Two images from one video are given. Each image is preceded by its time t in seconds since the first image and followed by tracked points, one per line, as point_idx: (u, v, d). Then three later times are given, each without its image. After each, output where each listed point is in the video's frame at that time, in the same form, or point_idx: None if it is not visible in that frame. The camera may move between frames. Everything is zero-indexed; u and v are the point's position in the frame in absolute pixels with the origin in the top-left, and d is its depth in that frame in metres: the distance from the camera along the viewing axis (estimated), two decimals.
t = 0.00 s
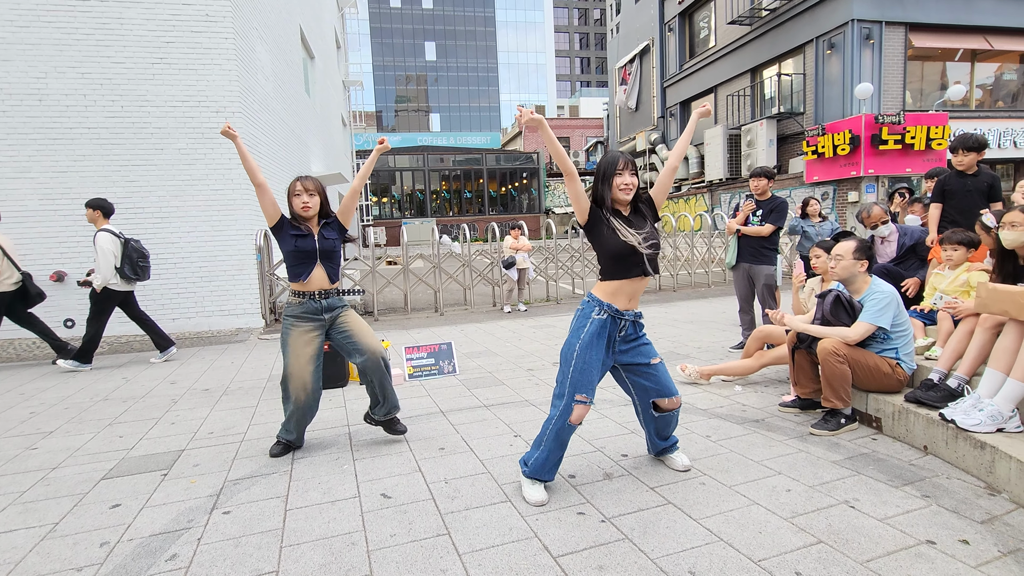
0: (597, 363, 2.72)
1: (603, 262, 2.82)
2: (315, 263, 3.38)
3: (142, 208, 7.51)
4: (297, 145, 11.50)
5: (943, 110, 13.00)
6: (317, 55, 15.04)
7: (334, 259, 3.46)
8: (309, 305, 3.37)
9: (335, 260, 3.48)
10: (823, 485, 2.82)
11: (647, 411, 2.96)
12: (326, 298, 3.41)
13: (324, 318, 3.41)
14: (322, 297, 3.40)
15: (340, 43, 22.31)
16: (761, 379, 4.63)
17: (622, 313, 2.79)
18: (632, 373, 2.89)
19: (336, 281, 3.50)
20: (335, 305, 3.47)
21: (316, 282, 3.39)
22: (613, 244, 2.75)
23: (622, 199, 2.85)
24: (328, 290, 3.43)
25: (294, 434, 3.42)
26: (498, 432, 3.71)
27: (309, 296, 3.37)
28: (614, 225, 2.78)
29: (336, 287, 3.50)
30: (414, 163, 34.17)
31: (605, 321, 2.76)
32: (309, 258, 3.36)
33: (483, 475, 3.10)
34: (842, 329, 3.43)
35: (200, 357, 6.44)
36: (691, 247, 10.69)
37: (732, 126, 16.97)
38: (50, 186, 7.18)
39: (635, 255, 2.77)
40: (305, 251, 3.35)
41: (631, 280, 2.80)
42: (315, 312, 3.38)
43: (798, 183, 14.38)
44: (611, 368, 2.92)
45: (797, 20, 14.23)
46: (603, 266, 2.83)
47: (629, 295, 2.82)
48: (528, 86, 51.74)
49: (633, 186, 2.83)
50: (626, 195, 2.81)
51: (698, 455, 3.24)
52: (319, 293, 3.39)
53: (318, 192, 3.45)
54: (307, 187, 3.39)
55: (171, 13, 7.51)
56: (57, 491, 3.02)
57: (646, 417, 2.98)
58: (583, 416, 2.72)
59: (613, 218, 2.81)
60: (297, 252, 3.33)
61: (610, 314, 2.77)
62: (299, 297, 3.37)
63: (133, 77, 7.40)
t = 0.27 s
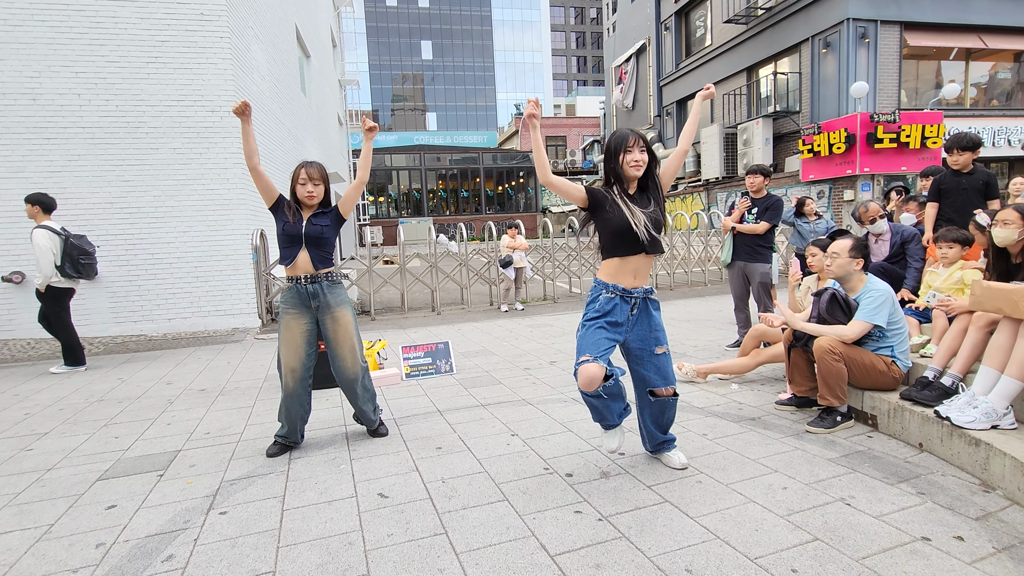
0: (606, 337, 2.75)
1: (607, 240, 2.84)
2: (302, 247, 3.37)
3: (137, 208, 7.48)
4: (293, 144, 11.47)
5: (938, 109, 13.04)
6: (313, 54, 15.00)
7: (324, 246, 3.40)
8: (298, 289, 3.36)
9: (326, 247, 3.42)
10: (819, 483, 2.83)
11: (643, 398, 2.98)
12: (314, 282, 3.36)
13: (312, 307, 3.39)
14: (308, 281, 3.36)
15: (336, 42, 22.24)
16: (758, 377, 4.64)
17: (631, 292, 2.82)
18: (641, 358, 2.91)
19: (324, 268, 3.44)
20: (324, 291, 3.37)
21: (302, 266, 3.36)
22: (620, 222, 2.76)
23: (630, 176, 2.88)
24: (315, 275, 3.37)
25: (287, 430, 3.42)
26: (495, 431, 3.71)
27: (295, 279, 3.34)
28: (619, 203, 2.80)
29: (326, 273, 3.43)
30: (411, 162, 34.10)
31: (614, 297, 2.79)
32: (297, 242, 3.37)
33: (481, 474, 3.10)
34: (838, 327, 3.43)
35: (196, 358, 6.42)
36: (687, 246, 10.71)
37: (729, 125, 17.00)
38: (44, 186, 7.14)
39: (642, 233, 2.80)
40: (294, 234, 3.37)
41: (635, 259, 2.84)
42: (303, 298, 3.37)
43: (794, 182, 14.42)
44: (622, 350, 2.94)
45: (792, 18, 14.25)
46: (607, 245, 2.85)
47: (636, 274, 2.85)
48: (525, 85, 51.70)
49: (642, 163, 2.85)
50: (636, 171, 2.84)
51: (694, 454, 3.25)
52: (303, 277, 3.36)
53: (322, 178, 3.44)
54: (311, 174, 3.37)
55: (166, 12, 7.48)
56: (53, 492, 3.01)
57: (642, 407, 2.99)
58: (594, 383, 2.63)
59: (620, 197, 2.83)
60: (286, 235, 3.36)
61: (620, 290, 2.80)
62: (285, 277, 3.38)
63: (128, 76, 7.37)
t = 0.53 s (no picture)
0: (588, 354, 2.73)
1: (594, 256, 2.84)
2: (349, 264, 3.46)
3: (135, 207, 7.46)
4: (291, 142, 11.45)
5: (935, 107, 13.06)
6: (310, 53, 14.97)
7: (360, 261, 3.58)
8: (338, 304, 3.41)
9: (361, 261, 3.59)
10: (817, 480, 2.83)
11: (641, 401, 2.99)
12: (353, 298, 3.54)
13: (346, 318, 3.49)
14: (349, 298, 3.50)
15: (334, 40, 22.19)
16: (756, 375, 4.65)
17: (615, 307, 2.80)
18: (629, 366, 2.91)
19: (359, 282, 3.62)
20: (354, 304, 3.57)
21: (349, 284, 3.48)
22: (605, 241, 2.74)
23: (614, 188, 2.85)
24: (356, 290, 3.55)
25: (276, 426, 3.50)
26: (493, 430, 3.71)
27: (342, 298, 3.43)
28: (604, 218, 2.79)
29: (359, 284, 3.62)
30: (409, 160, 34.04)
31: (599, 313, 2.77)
32: (344, 262, 3.42)
33: (479, 472, 3.10)
34: (835, 325, 3.43)
35: (194, 357, 6.41)
36: (685, 245, 10.72)
37: (727, 124, 17.01)
38: (41, 185, 7.12)
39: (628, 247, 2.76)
40: (340, 255, 3.39)
41: (624, 273, 2.81)
42: (343, 311, 3.45)
43: (792, 180, 14.43)
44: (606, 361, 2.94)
45: (790, 17, 14.25)
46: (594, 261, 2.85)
47: (625, 287, 2.83)
48: (523, 83, 51.65)
49: (626, 175, 2.81)
50: (620, 184, 2.81)
51: (692, 452, 3.25)
52: (348, 297, 3.48)
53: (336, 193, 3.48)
54: (322, 192, 3.40)
55: (162, 10, 7.46)
56: (50, 492, 3.00)
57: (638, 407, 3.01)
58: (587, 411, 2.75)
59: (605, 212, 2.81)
60: (334, 258, 3.38)
61: (604, 305, 2.78)
62: (332, 297, 3.39)
63: (125, 75, 7.35)
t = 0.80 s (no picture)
0: (586, 336, 2.76)
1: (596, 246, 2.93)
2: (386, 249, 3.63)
3: (133, 205, 7.44)
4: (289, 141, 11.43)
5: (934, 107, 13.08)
6: (309, 51, 14.95)
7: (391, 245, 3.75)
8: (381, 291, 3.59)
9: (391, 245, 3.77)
10: (815, 479, 2.84)
11: (642, 397, 2.99)
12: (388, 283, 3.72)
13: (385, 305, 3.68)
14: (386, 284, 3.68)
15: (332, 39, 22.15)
16: (754, 374, 4.66)
17: (620, 295, 2.80)
18: (633, 359, 2.90)
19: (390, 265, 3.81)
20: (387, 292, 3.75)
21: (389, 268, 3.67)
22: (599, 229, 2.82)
23: (616, 180, 2.94)
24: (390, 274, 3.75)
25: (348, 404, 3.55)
26: (492, 428, 3.71)
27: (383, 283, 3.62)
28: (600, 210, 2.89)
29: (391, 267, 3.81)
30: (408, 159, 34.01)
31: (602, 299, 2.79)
32: (382, 247, 3.58)
33: (478, 471, 3.10)
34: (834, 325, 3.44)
35: (192, 356, 6.41)
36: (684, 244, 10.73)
37: (726, 123, 17.01)
38: (39, 183, 7.10)
39: (622, 235, 2.80)
40: (378, 241, 3.55)
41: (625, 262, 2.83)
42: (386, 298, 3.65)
43: (791, 180, 14.45)
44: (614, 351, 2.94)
45: (790, 16, 14.25)
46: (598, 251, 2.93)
47: (628, 277, 2.82)
48: (522, 82, 51.62)
49: (625, 165, 2.88)
50: (619, 175, 2.90)
51: (691, 451, 3.26)
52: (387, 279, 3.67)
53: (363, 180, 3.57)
54: (353, 178, 3.49)
55: (161, 7, 7.43)
56: (49, 491, 3.00)
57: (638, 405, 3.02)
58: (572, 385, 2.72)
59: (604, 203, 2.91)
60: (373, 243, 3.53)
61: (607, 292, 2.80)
62: (376, 282, 3.56)
63: (123, 72, 7.33)
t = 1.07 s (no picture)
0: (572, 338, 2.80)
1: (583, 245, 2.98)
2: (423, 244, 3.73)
3: (131, 204, 7.43)
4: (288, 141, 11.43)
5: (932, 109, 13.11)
6: (309, 51, 14.95)
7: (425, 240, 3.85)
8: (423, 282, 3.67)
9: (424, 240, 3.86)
10: (812, 481, 2.84)
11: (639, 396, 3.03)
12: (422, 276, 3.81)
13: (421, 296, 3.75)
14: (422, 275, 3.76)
15: (332, 39, 22.14)
16: (752, 376, 4.67)
17: (605, 296, 2.79)
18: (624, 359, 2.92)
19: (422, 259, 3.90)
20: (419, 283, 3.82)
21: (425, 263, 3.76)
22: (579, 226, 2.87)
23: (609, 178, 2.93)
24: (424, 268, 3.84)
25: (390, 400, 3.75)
26: (490, 429, 3.71)
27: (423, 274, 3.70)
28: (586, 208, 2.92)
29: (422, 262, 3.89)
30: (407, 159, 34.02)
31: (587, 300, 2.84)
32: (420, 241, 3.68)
33: (475, 472, 3.10)
34: (832, 327, 3.45)
35: (190, 355, 6.41)
36: (683, 245, 10.74)
37: (725, 124, 17.04)
38: (36, 182, 7.08)
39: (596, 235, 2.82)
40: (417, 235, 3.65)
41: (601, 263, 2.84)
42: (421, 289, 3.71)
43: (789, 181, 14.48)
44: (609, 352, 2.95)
45: (788, 18, 14.28)
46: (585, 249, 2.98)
47: (606, 279, 2.82)
48: (521, 82, 51.66)
49: (614, 163, 2.85)
50: (609, 173, 2.88)
51: (688, 452, 3.26)
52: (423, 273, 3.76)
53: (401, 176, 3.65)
54: (396, 173, 3.57)
55: (159, 7, 7.43)
56: (45, 490, 2.99)
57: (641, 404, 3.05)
58: (567, 380, 2.70)
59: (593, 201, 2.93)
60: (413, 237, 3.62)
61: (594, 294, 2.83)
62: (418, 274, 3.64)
63: (122, 71, 7.32)
